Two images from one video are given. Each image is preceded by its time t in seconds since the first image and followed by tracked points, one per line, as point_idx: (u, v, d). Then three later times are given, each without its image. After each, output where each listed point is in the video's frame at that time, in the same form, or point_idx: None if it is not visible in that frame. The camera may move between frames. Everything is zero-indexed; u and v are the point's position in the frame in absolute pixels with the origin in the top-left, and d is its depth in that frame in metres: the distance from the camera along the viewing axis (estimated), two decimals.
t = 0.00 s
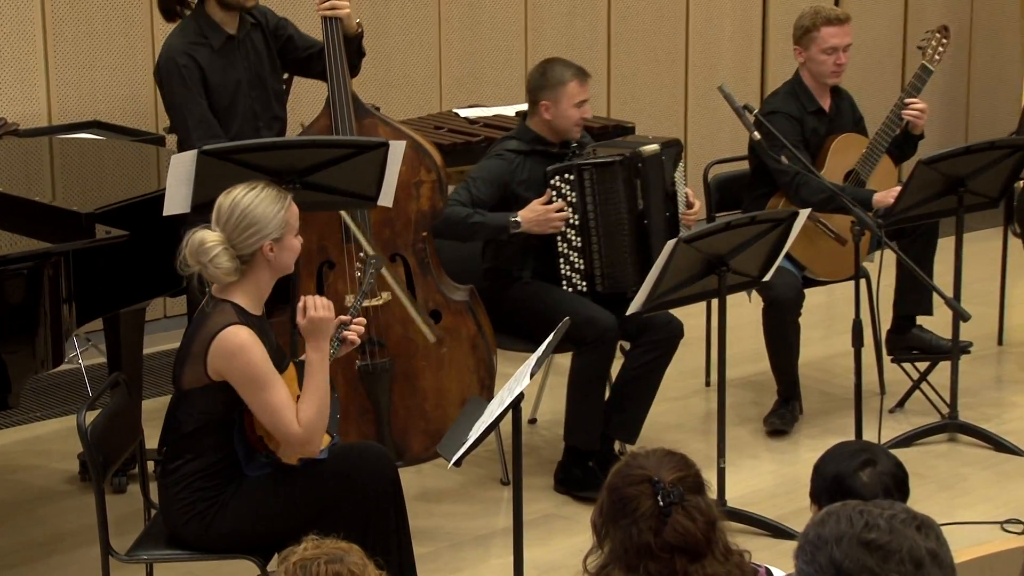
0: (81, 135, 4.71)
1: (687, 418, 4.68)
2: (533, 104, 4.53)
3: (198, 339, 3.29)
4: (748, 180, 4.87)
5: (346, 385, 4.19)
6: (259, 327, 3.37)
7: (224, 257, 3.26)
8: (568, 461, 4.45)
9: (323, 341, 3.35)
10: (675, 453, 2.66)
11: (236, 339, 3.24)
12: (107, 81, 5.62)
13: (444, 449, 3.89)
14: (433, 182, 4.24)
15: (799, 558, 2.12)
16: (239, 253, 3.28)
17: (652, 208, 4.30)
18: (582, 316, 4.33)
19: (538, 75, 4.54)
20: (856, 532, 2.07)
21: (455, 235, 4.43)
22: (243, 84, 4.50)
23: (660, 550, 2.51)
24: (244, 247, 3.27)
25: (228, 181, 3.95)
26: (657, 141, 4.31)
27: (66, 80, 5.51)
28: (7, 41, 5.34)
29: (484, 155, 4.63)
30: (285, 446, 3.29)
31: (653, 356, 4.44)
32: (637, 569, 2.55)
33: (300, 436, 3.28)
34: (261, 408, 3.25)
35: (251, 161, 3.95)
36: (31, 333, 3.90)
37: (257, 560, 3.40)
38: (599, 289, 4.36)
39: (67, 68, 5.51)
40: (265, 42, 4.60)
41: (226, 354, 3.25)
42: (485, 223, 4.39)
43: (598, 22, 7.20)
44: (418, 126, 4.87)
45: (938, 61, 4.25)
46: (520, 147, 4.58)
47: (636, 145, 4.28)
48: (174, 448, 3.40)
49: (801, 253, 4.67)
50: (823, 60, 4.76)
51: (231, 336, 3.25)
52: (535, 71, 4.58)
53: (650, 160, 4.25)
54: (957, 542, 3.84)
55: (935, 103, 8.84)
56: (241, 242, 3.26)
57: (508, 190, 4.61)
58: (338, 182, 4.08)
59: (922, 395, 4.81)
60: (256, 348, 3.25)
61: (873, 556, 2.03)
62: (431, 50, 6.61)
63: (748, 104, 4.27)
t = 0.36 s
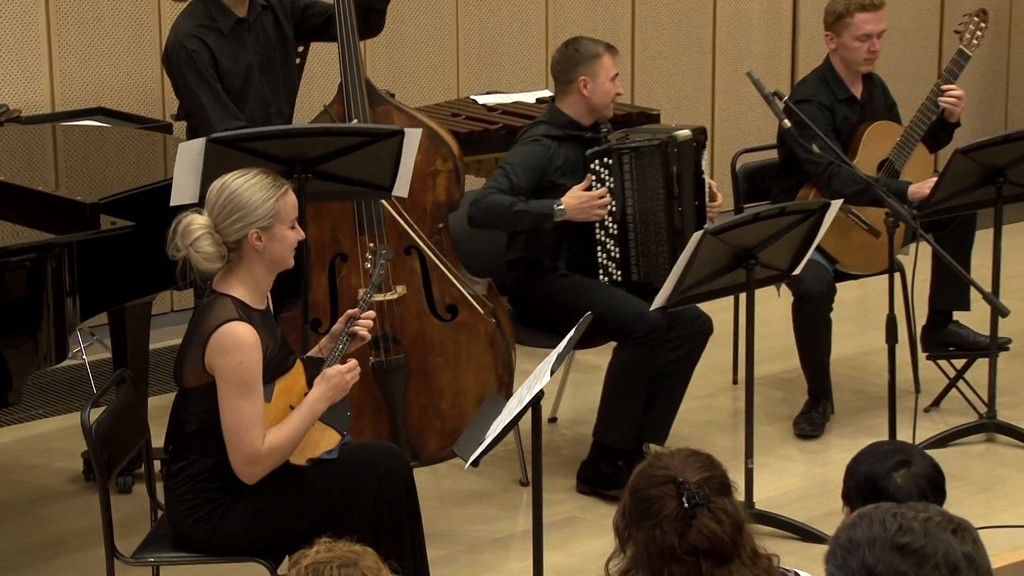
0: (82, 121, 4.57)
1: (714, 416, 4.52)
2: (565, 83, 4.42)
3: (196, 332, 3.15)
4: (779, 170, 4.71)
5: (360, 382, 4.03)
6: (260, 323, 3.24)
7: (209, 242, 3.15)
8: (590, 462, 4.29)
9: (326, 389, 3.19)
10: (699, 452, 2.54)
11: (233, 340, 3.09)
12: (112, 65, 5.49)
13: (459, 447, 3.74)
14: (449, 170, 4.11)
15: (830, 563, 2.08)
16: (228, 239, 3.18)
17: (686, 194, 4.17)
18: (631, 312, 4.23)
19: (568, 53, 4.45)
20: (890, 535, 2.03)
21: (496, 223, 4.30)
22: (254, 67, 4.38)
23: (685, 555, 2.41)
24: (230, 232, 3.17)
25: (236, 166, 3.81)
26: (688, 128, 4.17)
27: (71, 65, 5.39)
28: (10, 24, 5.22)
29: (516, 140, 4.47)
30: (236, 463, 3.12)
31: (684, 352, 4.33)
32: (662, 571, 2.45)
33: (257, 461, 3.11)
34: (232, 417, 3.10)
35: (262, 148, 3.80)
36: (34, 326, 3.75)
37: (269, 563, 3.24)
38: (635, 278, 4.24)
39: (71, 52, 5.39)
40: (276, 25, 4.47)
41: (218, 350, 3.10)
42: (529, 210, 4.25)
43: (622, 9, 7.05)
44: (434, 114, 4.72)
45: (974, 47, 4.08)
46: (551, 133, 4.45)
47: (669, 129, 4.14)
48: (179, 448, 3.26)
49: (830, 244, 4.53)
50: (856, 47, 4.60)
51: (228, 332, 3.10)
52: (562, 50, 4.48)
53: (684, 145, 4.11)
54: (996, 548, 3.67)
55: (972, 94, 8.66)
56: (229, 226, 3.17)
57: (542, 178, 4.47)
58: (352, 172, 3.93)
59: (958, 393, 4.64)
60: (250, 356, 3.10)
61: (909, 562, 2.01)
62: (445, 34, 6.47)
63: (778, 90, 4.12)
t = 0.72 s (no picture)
0: (92, 108, 4.43)
1: (746, 416, 4.36)
2: (592, 70, 4.28)
3: (204, 327, 3.00)
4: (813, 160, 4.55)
5: (378, 380, 3.87)
6: (274, 318, 3.09)
7: (225, 230, 3.01)
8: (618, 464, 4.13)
9: (329, 398, 3.03)
10: (730, 454, 2.39)
11: (242, 333, 2.95)
12: (121, 50, 5.37)
13: (480, 448, 3.57)
14: (471, 159, 3.94)
15: (865, 570, 1.91)
16: (245, 230, 3.04)
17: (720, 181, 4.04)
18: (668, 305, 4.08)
19: (592, 37, 4.29)
20: (929, 540, 1.85)
21: (534, 212, 4.14)
22: (271, 56, 4.23)
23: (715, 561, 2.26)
24: (248, 221, 3.03)
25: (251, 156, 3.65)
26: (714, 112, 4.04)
27: (78, 50, 5.28)
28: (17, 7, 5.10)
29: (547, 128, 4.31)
30: (225, 459, 2.97)
31: (716, 349, 4.12)
32: None
33: (248, 460, 2.96)
34: (228, 411, 2.94)
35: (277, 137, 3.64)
36: (40, 322, 3.61)
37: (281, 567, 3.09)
38: (670, 270, 4.10)
39: (79, 37, 5.27)
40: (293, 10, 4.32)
41: (224, 345, 2.96)
42: (569, 200, 4.09)
43: None
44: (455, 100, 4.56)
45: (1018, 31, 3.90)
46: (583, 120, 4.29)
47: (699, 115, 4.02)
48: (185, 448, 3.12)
49: (868, 236, 4.36)
50: (898, 34, 4.45)
51: (235, 327, 2.95)
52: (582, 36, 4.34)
53: (717, 130, 4.00)
54: None
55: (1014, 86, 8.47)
56: (246, 215, 3.03)
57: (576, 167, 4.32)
58: (369, 160, 3.78)
59: (1001, 393, 4.47)
60: (257, 352, 2.95)
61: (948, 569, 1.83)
62: (468, 23, 6.33)
63: (813, 76, 3.95)
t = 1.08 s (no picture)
0: (100, 97, 4.30)
1: (781, 416, 4.21)
2: (615, 71, 4.10)
3: (223, 320, 2.87)
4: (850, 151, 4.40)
5: (397, 380, 3.73)
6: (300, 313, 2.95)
7: (252, 222, 2.88)
8: (648, 467, 3.98)
9: (351, 399, 2.89)
10: (763, 457, 2.33)
11: (260, 324, 2.81)
12: (132, 37, 5.24)
13: (502, 451, 3.42)
14: (492, 151, 3.78)
15: None
16: (272, 222, 2.90)
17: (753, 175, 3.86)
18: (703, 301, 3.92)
19: (612, 38, 4.11)
20: (972, 548, 1.74)
21: (552, 216, 4.00)
22: (289, 43, 4.08)
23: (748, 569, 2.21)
24: (275, 212, 2.90)
25: (268, 148, 3.51)
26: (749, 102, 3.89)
27: (87, 37, 5.15)
28: None
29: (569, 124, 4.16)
30: (238, 453, 2.82)
31: (751, 348, 3.99)
32: None
33: (262, 455, 2.81)
34: (242, 402, 2.80)
35: (294, 126, 3.49)
36: (47, 318, 3.46)
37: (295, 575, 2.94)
38: (700, 269, 3.95)
39: (88, 24, 5.14)
40: None
41: (241, 335, 2.82)
42: (587, 205, 3.96)
43: None
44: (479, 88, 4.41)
45: None
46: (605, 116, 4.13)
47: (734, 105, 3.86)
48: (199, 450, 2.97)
49: (908, 233, 4.22)
50: (940, 21, 4.38)
51: (254, 317, 2.82)
52: (604, 32, 4.15)
53: (750, 121, 3.83)
54: None
55: None
56: (272, 206, 2.90)
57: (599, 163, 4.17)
58: (391, 150, 3.63)
59: None
60: (277, 344, 2.81)
61: None
62: (493, 13, 6.18)
63: (851, 64, 3.79)
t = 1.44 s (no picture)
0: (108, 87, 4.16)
1: (818, 419, 4.05)
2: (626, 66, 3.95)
3: (238, 315, 2.72)
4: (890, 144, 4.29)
5: (416, 381, 3.57)
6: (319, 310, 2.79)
7: (280, 215, 2.74)
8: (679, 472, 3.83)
9: (369, 402, 2.74)
10: (799, 462, 2.18)
11: (279, 316, 2.66)
12: (143, 24, 5.12)
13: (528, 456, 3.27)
14: (516, 144, 3.63)
15: None
16: (300, 215, 2.76)
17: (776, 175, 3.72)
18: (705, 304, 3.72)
19: (622, 35, 3.94)
20: None
21: (554, 221, 3.84)
22: (306, 30, 3.94)
23: None
24: (304, 203, 2.76)
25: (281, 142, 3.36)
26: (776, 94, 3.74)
27: (95, 25, 5.03)
28: None
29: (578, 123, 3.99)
30: (250, 450, 2.67)
31: (785, 348, 3.83)
32: None
33: (275, 453, 2.66)
34: (256, 397, 2.65)
35: (311, 117, 3.34)
36: (54, 315, 3.32)
37: None
38: (721, 273, 3.80)
39: (97, 12, 5.03)
40: None
41: (258, 328, 2.67)
42: (591, 209, 3.80)
43: None
44: (502, 78, 4.27)
45: None
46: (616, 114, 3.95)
47: (757, 101, 3.71)
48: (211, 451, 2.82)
49: (949, 227, 4.09)
50: (977, 8, 4.26)
51: (273, 308, 2.67)
52: (614, 28, 3.99)
53: (774, 118, 3.69)
54: None
55: None
56: (301, 199, 2.76)
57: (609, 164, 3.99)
58: (411, 142, 3.49)
59: None
60: (296, 337, 2.66)
61: None
62: (518, 4, 6.04)
63: (891, 52, 3.63)
